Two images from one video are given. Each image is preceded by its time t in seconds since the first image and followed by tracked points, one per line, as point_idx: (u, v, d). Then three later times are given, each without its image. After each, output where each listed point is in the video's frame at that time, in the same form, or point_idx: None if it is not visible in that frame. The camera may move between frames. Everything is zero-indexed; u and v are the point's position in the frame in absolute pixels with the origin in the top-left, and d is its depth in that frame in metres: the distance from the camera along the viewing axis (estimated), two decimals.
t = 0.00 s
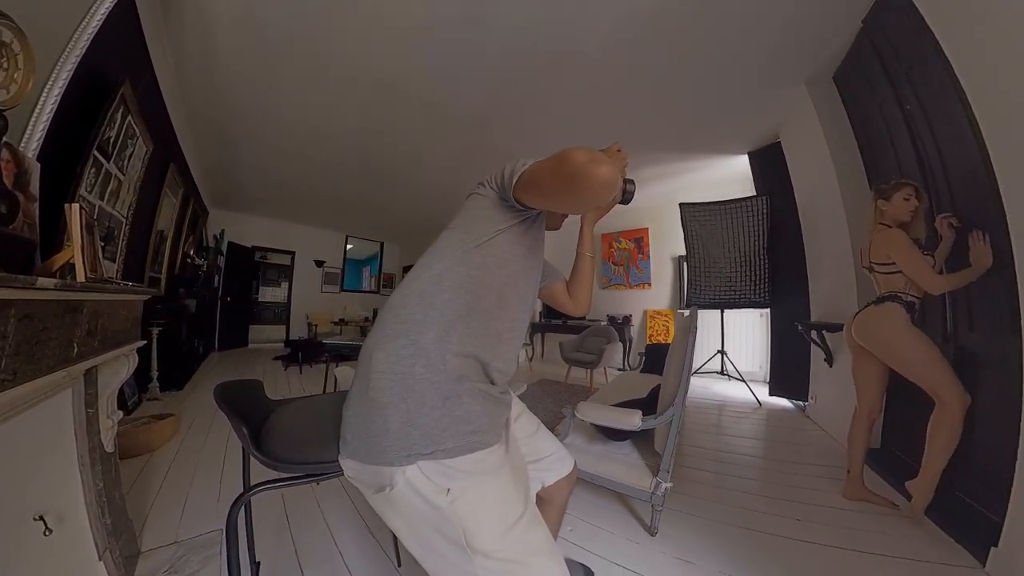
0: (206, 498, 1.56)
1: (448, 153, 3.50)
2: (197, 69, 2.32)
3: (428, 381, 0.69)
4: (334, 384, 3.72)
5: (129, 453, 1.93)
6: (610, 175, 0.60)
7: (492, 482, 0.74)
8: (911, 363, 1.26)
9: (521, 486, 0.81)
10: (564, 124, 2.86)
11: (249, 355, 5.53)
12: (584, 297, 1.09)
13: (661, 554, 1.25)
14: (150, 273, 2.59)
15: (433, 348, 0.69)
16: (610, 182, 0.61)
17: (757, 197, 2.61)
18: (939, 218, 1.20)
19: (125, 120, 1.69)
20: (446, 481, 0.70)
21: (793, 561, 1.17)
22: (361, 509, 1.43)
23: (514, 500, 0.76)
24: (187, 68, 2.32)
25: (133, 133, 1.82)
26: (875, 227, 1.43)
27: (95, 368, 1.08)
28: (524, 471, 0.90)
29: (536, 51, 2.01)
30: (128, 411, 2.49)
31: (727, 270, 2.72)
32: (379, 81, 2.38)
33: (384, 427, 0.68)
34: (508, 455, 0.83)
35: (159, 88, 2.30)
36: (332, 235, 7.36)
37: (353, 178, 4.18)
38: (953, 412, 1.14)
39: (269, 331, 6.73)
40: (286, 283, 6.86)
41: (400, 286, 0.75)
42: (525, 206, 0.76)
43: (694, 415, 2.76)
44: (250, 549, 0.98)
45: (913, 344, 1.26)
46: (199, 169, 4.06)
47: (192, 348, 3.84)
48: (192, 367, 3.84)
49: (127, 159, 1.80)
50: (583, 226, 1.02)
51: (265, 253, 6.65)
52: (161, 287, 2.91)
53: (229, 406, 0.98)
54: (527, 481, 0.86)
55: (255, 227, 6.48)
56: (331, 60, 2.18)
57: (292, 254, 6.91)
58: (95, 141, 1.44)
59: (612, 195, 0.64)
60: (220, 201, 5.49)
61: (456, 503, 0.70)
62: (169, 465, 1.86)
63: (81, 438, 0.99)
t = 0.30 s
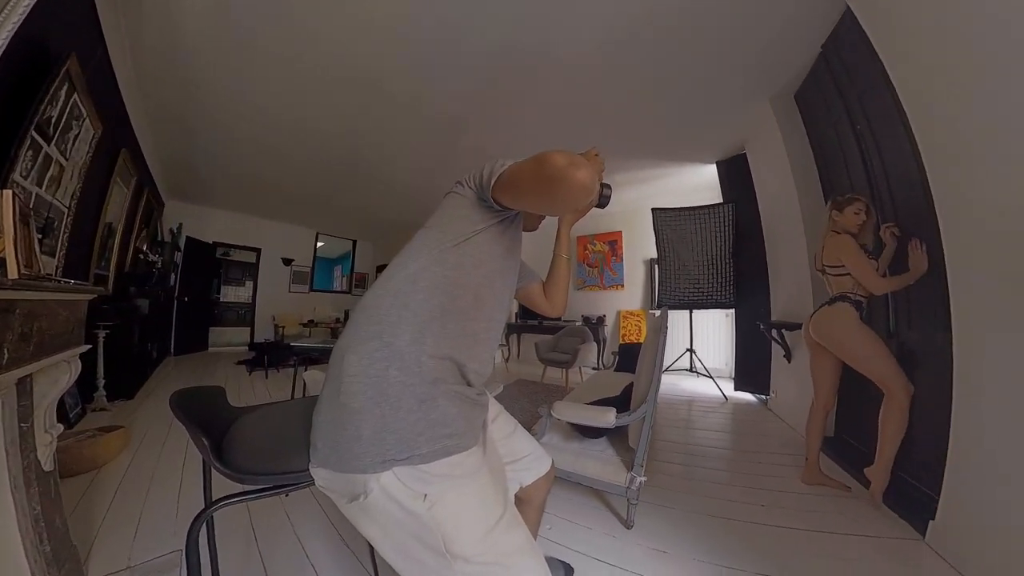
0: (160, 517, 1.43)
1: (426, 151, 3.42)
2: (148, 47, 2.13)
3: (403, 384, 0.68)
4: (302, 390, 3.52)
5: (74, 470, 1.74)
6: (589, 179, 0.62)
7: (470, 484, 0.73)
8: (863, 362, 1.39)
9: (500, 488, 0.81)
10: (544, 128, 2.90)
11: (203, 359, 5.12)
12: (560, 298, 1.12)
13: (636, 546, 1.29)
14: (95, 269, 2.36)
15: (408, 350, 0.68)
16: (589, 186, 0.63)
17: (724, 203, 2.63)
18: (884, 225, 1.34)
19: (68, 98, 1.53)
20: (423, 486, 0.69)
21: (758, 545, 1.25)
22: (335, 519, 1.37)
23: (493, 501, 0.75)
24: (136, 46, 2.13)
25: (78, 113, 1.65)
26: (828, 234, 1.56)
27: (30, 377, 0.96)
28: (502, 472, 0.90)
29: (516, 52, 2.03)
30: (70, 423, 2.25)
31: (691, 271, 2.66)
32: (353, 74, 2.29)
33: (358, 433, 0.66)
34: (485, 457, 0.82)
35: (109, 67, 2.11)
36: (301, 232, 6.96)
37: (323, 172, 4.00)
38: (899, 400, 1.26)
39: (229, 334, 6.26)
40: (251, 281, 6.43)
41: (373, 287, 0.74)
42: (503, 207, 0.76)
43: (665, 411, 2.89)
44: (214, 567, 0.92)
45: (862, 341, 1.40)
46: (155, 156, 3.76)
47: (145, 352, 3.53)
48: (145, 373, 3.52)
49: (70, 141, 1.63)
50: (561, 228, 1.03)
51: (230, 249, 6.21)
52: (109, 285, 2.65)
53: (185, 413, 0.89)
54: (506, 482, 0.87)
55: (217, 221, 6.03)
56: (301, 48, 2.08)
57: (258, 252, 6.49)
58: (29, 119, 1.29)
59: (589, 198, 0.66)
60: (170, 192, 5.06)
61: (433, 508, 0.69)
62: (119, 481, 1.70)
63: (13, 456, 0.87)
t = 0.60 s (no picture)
0: (103, 541, 1.29)
1: (405, 148, 3.33)
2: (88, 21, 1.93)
3: (376, 387, 0.66)
4: (268, 397, 3.31)
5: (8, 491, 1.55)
6: (563, 174, 0.64)
7: (448, 488, 0.72)
8: (817, 359, 1.52)
9: (478, 490, 0.80)
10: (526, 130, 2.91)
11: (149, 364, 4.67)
12: (536, 299, 1.08)
13: (614, 539, 1.32)
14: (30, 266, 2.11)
15: (382, 352, 0.66)
16: (565, 181, 0.65)
17: (694, 210, 2.85)
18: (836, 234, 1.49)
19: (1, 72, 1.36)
20: (400, 491, 0.67)
21: (729, 531, 1.32)
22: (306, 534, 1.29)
23: (472, 504, 0.75)
24: (75, 19, 1.92)
25: (12, 89, 1.48)
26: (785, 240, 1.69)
27: None
28: (479, 474, 0.89)
29: (497, 55, 2.03)
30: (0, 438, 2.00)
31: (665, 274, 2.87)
32: (329, 65, 2.19)
33: (329, 440, 0.64)
34: (462, 459, 0.82)
35: (45, 39, 1.88)
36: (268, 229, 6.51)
37: (290, 165, 3.79)
38: (850, 394, 1.39)
39: (184, 338, 5.69)
40: (211, 280, 5.91)
41: (343, 288, 0.71)
42: (480, 204, 0.76)
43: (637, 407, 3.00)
44: None
45: (818, 339, 1.52)
46: (106, 144, 3.45)
47: (91, 357, 3.21)
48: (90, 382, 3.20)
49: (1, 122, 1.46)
50: (536, 230, 1.00)
51: (189, 245, 5.69)
52: (47, 284, 2.38)
53: (134, 422, 0.79)
54: (483, 483, 0.86)
55: (174, 214, 5.51)
56: (269, 34, 1.97)
57: (220, 248, 5.99)
58: None
59: (564, 193, 0.68)
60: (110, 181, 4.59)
61: (411, 514, 0.67)
62: (59, 502, 1.53)
63: None
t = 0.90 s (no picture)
0: (54, 562, 1.18)
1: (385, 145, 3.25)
2: None
3: (352, 391, 0.63)
4: (236, 403, 3.13)
5: None
6: (547, 175, 0.63)
7: (429, 492, 0.70)
8: (783, 355, 1.65)
9: (460, 493, 0.78)
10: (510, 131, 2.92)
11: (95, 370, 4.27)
12: (515, 298, 1.04)
13: (595, 535, 1.35)
14: None
15: (358, 354, 0.63)
16: (548, 182, 0.64)
17: (669, 215, 3.12)
18: (802, 241, 1.66)
19: None
20: (379, 498, 0.65)
21: (703, 521, 1.39)
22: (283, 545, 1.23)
23: (454, 508, 0.73)
24: None
25: None
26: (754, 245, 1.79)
27: None
28: (462, 477, 0.87)
29: (483, 56, 2.03)
30: None
31: (643, 276, 3.17)
32: (305, 55, 2.10)
33: (303, 447, 0.61)
34: (444, 461, 0.80)
35: None
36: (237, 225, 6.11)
37: (260, 158, 3.59)
38: (815, 388, 1.55)
39: (146, 341, 5.36)
40: (175, 278, 5.48)
41: (318, 288, 0.68)
42: (462, 205, 0.75)
43: (616, 404, 3.08)
44: None
45: (785, 338, 1.64)
46: (57, 130, 3.16)
47: (38, 363, 2.91)
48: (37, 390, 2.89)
49: None
50: (517, 231, 0.98)
51: (149, 240, 5.26)
52: None
53: (87, 431, 0.73)
54: (466, 487, 0.84)
55: (135, 207, 5.06)
56: (241, 21, 1.86)
57: (184, 244, 5.55)
58: None
59: (548, 195, 0.67)
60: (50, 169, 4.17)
61: (391, 521, 0.65)
62: None
63: None
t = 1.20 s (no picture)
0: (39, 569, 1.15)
1: (379, 144, 3.23)
2: None
3: (345, 391, 0.62)
4: (226, 405, 3.07)
5: None
6: (541, 176, 0.63)
7: (424, 493, 0.70)
8: (773, 355, 1.69)
9: (455, 494, 0.78)
10: (506, 132, 2.93)
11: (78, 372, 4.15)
12: (509, 298, 1.04)
13: (590, 534, 1.36)
14: None
15: (351, 354, 0.62)
16: (542, 183, 0.64)
17: (663, 216, 3.16)
18: (792, 244, 1.69)
19: None
20: (373, 500, 0.64)
21: (696, 519, 1.41)
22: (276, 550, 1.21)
23: (449, 509, 0.72)
24: None
25: None
26: (745, 245, 1.82)
27: None
28: (457, 478, 0.87)
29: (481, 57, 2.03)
30: None
31: (636, 277, 3.20)
32: (301, 54, 2.08)
33: (295, 450, 0.60)
34: (438, 462, 0.79)
35: None
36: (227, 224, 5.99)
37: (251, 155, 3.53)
38: (805, 385, 1.60)
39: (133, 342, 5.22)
40: (163, 277, 5.36)
41: (310, 288, 0.67)
42: (456, 205, 0.75)
43: (610, 404, 3.11)
44: None
45: (775, 339, 1.67)
46: (38, 125, 3.07)
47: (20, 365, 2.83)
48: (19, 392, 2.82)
49: None
50: (512, 231, 0.97)
51: (136, 239, 5.12)
52: None
53: (70, 434, 0.70)
54: (460, 487, 0.84)
55: (119, 205, 4.92)
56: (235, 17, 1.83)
57: (173, 242, 5.41)
58: None
59: (542, 195, 0.67)
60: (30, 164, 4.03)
61: (385, 522, 0.65)
62: None
63: None
